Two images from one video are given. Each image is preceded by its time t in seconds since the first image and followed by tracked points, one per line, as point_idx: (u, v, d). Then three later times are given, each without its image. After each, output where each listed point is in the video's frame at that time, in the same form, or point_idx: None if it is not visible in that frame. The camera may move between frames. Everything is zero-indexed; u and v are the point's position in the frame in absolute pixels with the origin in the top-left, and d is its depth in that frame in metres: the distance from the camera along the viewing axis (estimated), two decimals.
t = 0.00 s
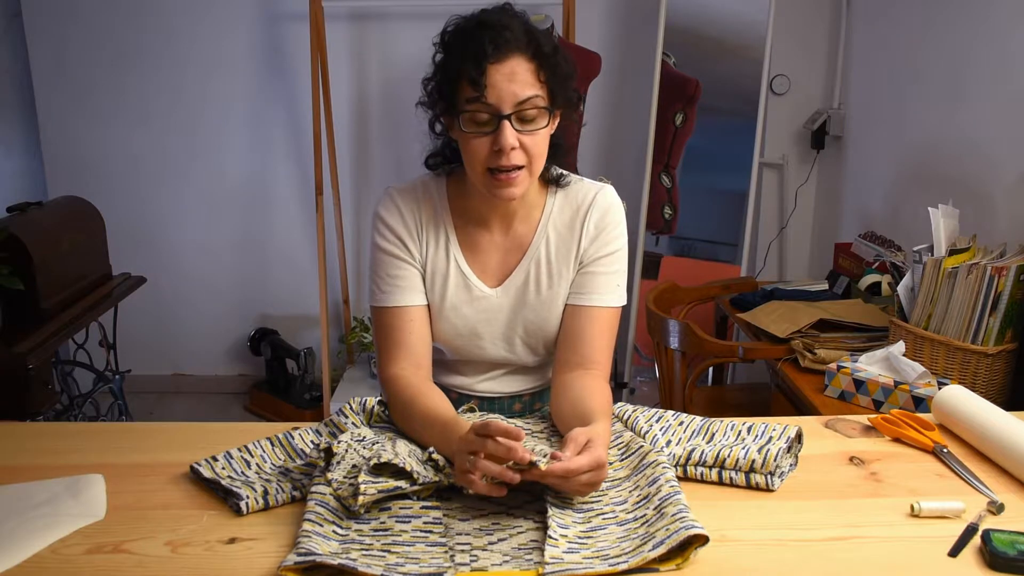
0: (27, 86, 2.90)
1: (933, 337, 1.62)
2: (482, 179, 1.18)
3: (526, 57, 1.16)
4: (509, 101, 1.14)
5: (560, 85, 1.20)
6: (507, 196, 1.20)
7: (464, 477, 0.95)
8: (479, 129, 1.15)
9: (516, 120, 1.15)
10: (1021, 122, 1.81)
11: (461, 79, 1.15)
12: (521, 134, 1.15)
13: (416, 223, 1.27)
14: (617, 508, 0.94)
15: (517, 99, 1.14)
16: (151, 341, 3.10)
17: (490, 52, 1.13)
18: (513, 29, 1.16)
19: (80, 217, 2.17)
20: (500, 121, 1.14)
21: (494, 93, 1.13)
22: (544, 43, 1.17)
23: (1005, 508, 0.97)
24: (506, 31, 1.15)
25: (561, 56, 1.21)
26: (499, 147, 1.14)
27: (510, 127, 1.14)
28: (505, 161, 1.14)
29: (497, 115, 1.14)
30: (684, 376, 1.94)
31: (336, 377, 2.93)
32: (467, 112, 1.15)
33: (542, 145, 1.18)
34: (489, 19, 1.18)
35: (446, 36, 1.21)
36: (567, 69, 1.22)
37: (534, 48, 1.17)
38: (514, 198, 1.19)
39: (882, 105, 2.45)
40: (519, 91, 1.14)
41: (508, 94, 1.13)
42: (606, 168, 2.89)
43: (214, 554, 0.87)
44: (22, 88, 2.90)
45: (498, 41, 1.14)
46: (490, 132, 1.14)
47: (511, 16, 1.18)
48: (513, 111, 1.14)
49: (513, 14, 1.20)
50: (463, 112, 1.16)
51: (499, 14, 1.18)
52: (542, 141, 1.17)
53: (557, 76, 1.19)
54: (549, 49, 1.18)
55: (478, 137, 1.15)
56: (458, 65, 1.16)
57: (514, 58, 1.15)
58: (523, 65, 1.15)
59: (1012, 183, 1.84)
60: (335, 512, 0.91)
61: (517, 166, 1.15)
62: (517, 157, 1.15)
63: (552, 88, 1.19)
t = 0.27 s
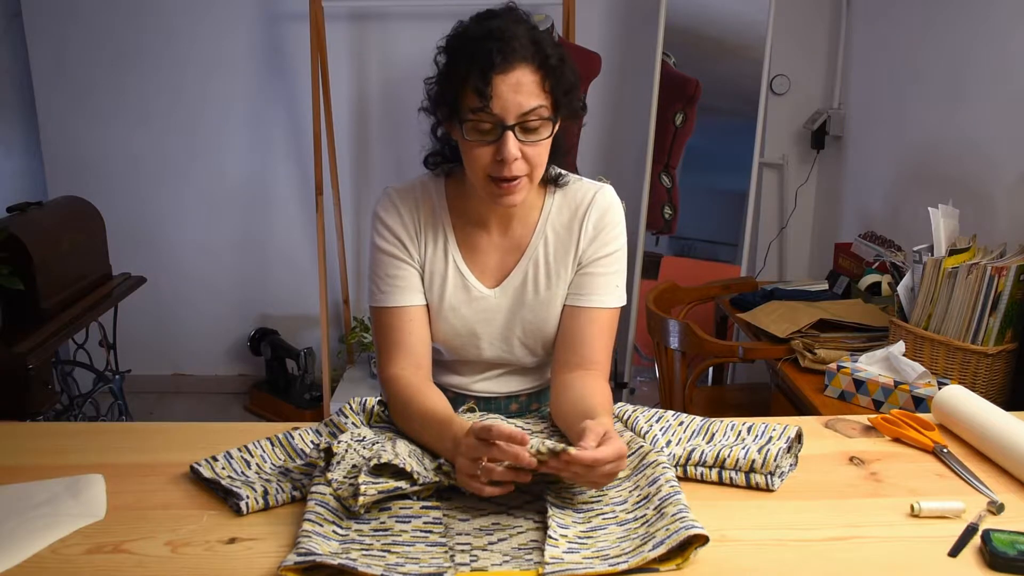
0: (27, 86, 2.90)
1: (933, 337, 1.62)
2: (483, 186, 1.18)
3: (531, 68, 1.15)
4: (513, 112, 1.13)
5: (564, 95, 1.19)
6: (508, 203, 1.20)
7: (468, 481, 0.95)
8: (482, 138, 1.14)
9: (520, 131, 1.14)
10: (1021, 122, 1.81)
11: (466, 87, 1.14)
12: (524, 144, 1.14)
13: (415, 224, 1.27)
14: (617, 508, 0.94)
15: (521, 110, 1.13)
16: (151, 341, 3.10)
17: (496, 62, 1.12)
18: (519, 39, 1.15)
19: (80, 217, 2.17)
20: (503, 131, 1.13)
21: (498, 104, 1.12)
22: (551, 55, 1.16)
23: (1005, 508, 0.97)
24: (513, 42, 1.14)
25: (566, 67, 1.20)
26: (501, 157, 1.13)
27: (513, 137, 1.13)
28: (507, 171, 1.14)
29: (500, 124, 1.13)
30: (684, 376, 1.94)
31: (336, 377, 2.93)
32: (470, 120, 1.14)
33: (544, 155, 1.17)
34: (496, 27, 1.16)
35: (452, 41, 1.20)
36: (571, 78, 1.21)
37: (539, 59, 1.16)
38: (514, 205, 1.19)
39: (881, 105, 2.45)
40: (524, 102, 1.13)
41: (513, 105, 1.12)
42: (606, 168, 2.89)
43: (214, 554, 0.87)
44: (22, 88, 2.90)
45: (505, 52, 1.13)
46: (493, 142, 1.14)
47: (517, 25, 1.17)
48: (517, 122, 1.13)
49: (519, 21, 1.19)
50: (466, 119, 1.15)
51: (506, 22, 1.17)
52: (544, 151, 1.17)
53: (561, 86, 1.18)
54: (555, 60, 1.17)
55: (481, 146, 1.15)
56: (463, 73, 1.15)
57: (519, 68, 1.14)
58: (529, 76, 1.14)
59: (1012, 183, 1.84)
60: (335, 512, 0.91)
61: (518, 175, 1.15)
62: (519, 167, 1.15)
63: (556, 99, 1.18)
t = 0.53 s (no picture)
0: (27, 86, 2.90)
1: (933, 337, 1.62)
2: (482, 191, 1.18)
3: (528, 75, 1.14)
4: (510, 120, 1.12)
5: (561, 99, 1.18)
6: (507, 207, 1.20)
7: (451, 488, 0.93)
8: (480, 145, 1.14)
9: (517, 137, 1.14)
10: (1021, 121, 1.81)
11: (462, 96, 1.14)
12: (522, 151, 1.14)
13: (415, 225, 1.27)
14: (618, 508, 0.94)
15: (518, 118, 1.12)
16: (151, 341, 3.10)
17: (491, 71, 1.11)
18: (515, 46, 1.14)
19: (80, 217, 2.17)
20: (501, 139, 1.13)
21: (495, 113, 1.12)
22: (548, 61, 1.15)
23: (1005, 508, 0.97)
24: (510, 48, 1.13)
25: (563, 73, 1.18)
26: (499, 164, 1.14)
27: (510, 145, 1.13)
28: (505, 178, 1.15)
29: (497, 132, 1.13)
30: (684, 377, 1.94)
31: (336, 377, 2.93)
32: (467, 128, 1.14)
33: (542, 161, 1.17)
34: (492, 35, 1.15)
35: (448, 48, 1.19)
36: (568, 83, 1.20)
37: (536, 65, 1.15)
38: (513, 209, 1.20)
39: (881, 105, 2.46)
40: (521, 111, 1.12)
41: (510, 113, 1.12)
42: (606, 168, 2.89)
43: (214, 554, 0.87)
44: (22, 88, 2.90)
45: (500, 62, 1.12)
46: (491, 149, 1.14)
47: (513, 32, 1.16)
48: (514, 130, 1.13)
49: (515, 26, 1.17)
50: (463, 126, 1.15)
51: (502, 29, 1.15)
52: (542, 157, 1.17)
53: (559, 91, 1.17)
54: (552, 66, 1.16)
55: (479, 153, 1.14)
56: (459, 82, 1.14)
57: (516, 76, 1.13)
58: (525, 84, 1.13)
59: (1012, 183, 1.84)
60: (335, 512, 0.91)
61: (516, 182, 1.15)
62: (517, 174, 1.15)
63: (553, 104, 1.17)
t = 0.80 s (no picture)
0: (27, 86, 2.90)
1: (933, 337, 1.62)
2: (486, 191, 1.18)
3: (534, 77, 1.13)
4: (515, 122, 1.12)
5: (566, 101, 1.18)
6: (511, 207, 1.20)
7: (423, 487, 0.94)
8: (485, 146, 1.14)
9: (522, 139, 1.13)
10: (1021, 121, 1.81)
11: (468, 97, 1.14)
12: (527, 152, 1.14)
13: (417, 225, 1.27)
14: (618, 508, 0.94)
15: (524, 120, 1.12)
16: (151, 341, 3.10)
17: (498, 73, 1.11)
18: (521, 47, 1.14)
19: (80, 217, 2.17)
20: (506, 140, 1.13)
21: (501, 114, 1.11)
22: (554, 63, 1.15)
23: (1005, 508, 0.97)
24: (517, 50, 1.12)
25: (569, 74, 1.18)
26: (504, 166, 1.14)
27: (515, 147, 1.13)
28: (509, 180, 1.15)
29: (502, 133, 1.13)
30: (684, 377, 1.94)
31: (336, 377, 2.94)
32: (472, 128, 1.14)
33: (547, 162, 1.17)
34: (498, 36, 1.14)
35: (453, 48, 1.18)
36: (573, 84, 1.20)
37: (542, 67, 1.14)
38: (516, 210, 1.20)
39: (881, 105, 2.46)
40: (526, 112, 1.12)
41: (515, 115, 1.12)
42: (607, 168, 2.89)
43: (214, 554, 0.87)
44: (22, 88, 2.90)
45: (507, 63, 1.11)
46: (496, 150, 1.13)
47: (520, 33, 1.15)
48: (520, 132, 1.13)
49: (522, 28, 1.17)
50: (469, 126, 1.14)
51: (508, 30, 1.15)
52: (547, 158, 1.17)
53: (564, 93, 1.17)
54: (559, 69, 1.15)
55: (484, 154, 1.14)
56: (465, 83, 1.14)
57: (522, 77, 1.12)
58: (531, 85, 1.12)
59: (1012, 183, 1.84)
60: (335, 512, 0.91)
61: (521, 184, 1.15)
62: (522, 175, 1.15)
63: (558, 106, 1.17)
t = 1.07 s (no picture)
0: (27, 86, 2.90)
1: (932, 337, 1.62)
2: (496, 177, 1.17)
3: (548, 62, 1.14)
4: (528, 104, 1.12)
5: (579, 89, 1.19)
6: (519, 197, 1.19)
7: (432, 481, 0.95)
8: (497, 129, 1.14)
9: (534, 123, 1.13)
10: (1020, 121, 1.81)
11: (483, 79, 1.15)
12: (538, 137, 1.14)
13: (423, 221, 1.27)
14: (617, 508, 0.94)
15: (537, 102, 1.12)
16: (151, 341, 3.10)
17: (513, 54, 1.12)
18: (536, 33, 1.15)
19: (81, 217, 2.17)
20: (517, 123, 1.13)
21: (514, 95, 1.12)
22: (568, 49, 1.17)
23: (1005, 508, 0.97)
24: (533, 36, 1.14)
25: (581, 63, 1.20)
26: (515, 148, 1.13)
27: (526, 130, 1.13)
28: (520, 163, 1.14)
29: (515, 116, 1.13)
30: (684, 377, 1.94)
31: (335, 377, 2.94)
32: (485, 111, 1.14)
33: (557, 150, 1.17)
34: (514, 22, 1.17)
35: (470, 35, 1.20)
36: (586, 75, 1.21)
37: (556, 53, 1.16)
38: (526, 199, 1.19)
39: (881, 105, 2.46)
40: (539, 95, 1.12)
41: (529, 96, 1.12)
42: (606, 168, 2.89)
43: (214, 554, 0.87)
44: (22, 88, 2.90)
45: (522, 46, 1.13)
46: (508, 133, 1.13)
47: (536, 20, 1.17)
48: (532, 115, 1.13)
49: (538, 17, 1.19)
50: (482, 109, 1.15)
51: (524, 17, 1.17)
52: (558, 146, 1.17)
53: (577, 82, 1.18)
54: (572, 56, 1.17)
55: (495, 137, 1.14)
56: (481, 66, 1.15)
57: (536, 61, 1.13)
58: (545, 69, 1.13)
59: (1012, 183, 1.84)
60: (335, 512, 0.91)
61: (531, 169, 1.15)
62: (533, 160, 1.14)
63: (571, 94, 1.18)
